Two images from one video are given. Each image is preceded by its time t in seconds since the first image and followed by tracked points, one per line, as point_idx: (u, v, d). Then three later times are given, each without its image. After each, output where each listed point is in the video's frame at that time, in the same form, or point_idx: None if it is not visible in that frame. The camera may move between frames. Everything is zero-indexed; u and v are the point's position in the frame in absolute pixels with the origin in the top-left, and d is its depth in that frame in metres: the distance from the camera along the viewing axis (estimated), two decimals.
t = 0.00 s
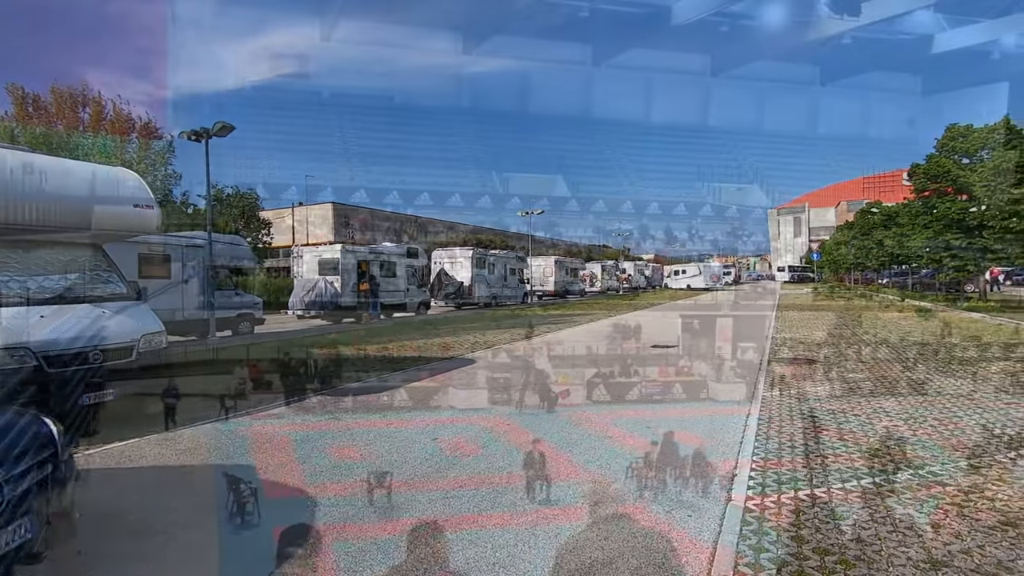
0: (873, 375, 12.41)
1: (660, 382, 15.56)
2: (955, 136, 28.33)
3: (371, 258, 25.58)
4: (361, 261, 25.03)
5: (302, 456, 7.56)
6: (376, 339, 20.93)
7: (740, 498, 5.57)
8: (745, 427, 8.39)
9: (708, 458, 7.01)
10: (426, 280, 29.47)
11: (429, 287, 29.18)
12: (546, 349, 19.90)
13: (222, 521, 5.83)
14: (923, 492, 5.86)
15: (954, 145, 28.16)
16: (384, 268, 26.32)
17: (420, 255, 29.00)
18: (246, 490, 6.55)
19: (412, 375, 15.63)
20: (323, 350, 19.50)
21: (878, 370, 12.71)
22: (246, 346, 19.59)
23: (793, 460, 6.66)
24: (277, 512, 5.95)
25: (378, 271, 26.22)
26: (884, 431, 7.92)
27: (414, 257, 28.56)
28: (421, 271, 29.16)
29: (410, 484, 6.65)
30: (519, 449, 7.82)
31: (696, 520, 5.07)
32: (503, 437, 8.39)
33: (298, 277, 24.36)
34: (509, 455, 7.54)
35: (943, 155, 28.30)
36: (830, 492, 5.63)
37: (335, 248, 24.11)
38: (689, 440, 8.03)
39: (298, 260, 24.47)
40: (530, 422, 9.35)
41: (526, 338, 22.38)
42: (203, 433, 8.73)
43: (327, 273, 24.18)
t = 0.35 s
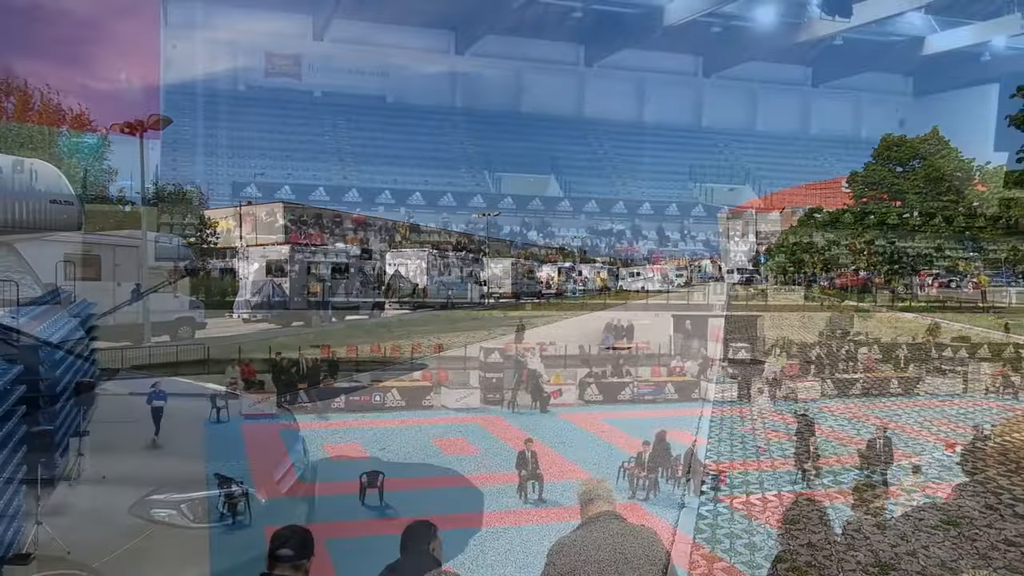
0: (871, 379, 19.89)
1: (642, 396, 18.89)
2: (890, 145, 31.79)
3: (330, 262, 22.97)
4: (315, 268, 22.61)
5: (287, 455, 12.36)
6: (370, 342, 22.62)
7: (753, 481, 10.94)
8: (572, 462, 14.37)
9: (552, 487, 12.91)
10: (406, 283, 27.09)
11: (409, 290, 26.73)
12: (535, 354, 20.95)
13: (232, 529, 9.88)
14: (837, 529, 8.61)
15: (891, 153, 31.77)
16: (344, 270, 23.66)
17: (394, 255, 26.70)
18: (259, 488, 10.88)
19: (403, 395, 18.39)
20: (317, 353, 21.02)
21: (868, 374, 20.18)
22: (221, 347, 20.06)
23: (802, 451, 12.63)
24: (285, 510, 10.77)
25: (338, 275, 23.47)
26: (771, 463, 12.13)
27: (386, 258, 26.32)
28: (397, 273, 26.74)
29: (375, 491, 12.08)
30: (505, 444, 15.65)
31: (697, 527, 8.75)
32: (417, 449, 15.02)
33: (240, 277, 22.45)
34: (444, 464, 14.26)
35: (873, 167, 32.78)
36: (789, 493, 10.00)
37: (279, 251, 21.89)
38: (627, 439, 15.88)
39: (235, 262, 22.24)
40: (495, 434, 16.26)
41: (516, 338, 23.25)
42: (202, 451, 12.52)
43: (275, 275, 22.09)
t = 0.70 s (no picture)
0: (863, 380, 22.39)
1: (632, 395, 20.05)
2: (833, 156, 28.02)
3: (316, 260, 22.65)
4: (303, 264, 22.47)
5: (280, 460, 13.66)
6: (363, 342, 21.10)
7: (730, 483, 13.91)
8: (564, 464, 14.53)
9: (542, 488, 13.01)
10: (397, 286, 22.61)
11: (386, 295, 22.26)
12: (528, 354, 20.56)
13: (219, 530, 9.94)
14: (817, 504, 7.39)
15: (831, 163, 28.13)
16: (336, 269, 22.17)
17: (388, 255, 23.47)
18: (250, 492, 11.91)
19: (394, 395, 18.49)
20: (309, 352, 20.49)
21: (855, 374, 22.47)
22: (208, 345, 19.54)
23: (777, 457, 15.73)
24: (280, 514, 10.95)
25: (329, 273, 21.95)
26: (718, 470, 14.73)
27: (377, 257, 23.11)
28: (396, 274, 22.91)
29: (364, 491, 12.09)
30: (497, 445, 15.87)
31: (667, 521, 11.48)
32: (408, 450, 15.05)
33: (200, 270, 20.29)
34: (436, 463, 14.28)
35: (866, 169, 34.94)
36: (748, 497, 13.09)
37: (268, 245, 22.43)
38: (616, 437, 16.76)
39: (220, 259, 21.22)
40: (484, 434, 16.70)
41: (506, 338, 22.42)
42: (201, 456, 13.64)
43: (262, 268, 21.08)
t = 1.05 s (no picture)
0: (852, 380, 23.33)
1: (626, 397, 20.90)
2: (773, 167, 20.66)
3: (309, 260, 23.53)
4: (294, 264, 23.29)
5: (269, 462, 13.63)
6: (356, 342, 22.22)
7: (722, 482, 14.03)
8: (555, 465, 14.59)
9: (533, 488, 13.10)
10: (390, 285, 22.97)
11: (379, 296, 22.65)
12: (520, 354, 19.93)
13: (210, 531, 9.91)
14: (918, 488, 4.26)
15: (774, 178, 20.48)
16: (328, 269, 22.46)
17: (378, 255, 23.15)
18: (240, 493, 11.87)
19: (385, 394, 18.72)
20: (301, 352, 21.03)
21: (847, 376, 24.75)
22: (198, 346, 20.22)
23: (770, 457, 15.92)
24: (271, 515, 10.92)
25: (321, 274, 22.34)
26: (709, 470, 14.86)
27: (369, 259, 23.04)
28: (388, 274, 22.95)
29: (356, 491, 12.09)
30: (486, 443, 15.96)
31: (655, 523, 11.67)
32: (398, 450, 15.07)
33: (189, 270, 20.45)
34: (426, 463, 14.29)
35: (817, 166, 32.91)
36: (739, 496, 13.21)
37: (262, 248, 22.30)
38: (607, 438, 16.85)
39: (212, 259, 21.57)
40: (473, 434, 16.76)
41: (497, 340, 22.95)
42: (190, 456, 13.56)
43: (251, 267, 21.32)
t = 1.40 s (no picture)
0: (845, 380, 22.98)
1: (617, 397, 20.82)
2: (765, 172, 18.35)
3: (300, 259, 22.64)
4: (284, 264, 22.13)
5: (260, 462, 13.59)
6: (345, 342, 21.18)
7: (714, 482, 14.10)
8: (546, 465, 14.66)
9: (525, 488, 13.16)
10: (382, 286, 21.92)
11: (370, 296, 21.68)
12: (511, 353, 20.53)
13: (200, 532, 9.89)
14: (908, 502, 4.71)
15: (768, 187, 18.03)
16: (320, 269, 21.41)
17: (371, 255, 23.25)
18: (231, 493, 11.82)
19: (377, 395, 18.66)
20: (291, 351, 20.62)
21: (837, 376, 23.01)
22: (190, 344, 20.00)
23: (760, 457, 16.05)
24: (261, 515, 10.90)
25: (313, 273, 21.16)
26: (701, 471, 14.91)
27: (361, 258, 22.97)
28: (379, 273, 22.63)
29: (347, 492, 12.08)
30: (478, 444, 15.97)
31: (646, 522, 11.77)
32: (390, 451, 15.07)
33: (177, 270, 19.77)
34: (417, 464, 14.31)
35: (800, 167, 35.35)
36: (730, 496, 13.24)
37: (252, 247, 21.96)
38: (599, 439, 16.92)
39: (202, 258, 21.10)
40: (464, 434, 16.79)
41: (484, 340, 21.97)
42: (180, 456, 13.50)
43: (243, 268, 20.36)
